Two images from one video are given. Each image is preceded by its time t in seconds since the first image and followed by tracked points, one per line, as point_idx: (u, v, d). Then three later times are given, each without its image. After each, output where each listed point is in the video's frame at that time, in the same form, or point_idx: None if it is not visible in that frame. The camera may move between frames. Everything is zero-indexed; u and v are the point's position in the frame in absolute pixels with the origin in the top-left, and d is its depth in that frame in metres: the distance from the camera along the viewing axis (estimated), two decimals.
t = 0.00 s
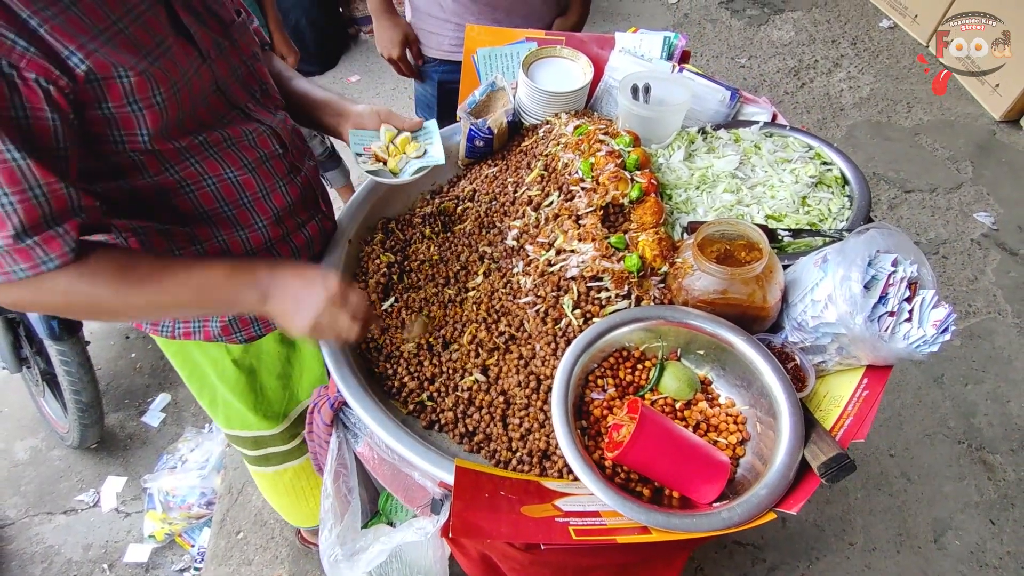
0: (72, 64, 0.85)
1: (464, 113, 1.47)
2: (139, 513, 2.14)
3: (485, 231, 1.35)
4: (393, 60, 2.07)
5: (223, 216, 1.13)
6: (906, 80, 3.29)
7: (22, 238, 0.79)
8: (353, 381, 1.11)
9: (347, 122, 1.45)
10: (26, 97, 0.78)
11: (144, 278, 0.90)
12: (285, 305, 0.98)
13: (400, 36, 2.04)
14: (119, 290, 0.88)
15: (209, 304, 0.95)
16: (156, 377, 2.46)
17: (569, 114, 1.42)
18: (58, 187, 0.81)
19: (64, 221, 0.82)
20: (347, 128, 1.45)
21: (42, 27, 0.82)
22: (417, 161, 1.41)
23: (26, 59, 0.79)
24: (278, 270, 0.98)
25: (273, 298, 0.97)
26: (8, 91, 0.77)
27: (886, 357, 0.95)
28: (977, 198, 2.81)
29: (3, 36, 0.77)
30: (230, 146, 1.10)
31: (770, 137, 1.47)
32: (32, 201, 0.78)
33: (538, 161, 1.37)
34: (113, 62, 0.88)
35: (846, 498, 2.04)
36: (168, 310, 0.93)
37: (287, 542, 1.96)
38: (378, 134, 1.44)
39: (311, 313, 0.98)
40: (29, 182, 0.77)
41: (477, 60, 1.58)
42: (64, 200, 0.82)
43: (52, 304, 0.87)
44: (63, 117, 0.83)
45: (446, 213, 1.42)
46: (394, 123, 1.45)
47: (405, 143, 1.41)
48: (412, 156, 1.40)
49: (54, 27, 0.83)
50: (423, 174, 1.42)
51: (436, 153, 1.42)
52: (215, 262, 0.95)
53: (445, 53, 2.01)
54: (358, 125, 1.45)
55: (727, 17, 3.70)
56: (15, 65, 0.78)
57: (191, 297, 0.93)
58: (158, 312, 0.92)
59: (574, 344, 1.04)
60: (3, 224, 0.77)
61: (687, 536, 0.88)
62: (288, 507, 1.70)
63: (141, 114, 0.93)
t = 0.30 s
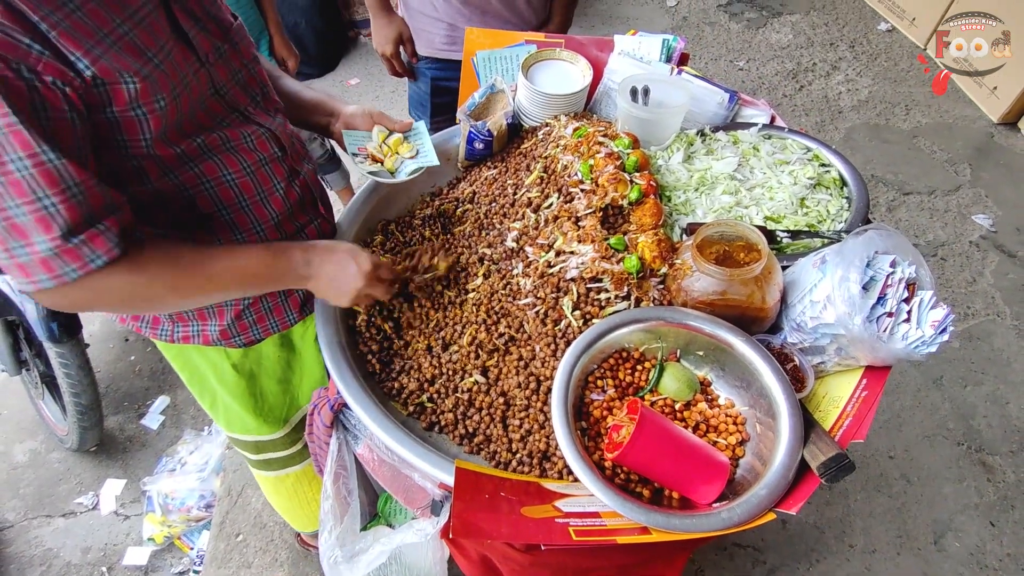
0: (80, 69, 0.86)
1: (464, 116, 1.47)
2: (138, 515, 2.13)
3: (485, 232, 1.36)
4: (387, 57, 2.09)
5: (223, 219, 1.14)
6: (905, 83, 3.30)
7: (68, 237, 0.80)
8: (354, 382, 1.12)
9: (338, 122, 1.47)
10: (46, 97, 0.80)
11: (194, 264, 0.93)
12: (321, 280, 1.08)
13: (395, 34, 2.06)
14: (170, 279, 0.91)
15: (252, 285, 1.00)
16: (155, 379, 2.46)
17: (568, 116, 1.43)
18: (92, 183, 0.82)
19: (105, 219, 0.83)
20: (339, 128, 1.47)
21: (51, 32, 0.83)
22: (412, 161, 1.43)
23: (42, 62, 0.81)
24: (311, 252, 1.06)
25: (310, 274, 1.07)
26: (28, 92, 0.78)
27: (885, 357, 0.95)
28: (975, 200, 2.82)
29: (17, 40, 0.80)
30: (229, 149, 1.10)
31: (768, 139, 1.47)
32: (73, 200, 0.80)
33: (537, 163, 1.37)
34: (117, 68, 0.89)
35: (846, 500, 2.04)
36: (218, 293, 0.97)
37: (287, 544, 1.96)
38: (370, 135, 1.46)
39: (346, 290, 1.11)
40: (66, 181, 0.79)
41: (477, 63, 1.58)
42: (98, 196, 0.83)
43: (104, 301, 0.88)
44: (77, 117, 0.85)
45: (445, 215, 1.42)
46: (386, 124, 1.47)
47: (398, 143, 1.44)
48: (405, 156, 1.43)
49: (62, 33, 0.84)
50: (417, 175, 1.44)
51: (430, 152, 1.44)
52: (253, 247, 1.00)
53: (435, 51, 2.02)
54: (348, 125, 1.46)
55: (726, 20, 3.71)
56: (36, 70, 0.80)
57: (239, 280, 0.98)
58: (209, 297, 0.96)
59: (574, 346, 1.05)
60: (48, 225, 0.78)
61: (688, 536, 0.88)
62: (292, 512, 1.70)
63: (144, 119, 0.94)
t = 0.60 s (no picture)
0: (99, 60, 0.87)
1: (463, 120, 1.48)
2: (137, 520, 2.13)
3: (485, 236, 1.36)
4: (384, 61, 2.13)
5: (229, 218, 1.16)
6: (903, 87, 3.31)
7: (124, 224, 0.80)
8: (354, 387, 1.11)
9: (334, 118, 1.49)
10: (72, 84, 0.80)
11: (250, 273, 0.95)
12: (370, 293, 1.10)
13: (392, 39, 2.09)
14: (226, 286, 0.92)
15: (302, 297, 1.02)
16: (155, 383, 2.46)
17: (568, 121, 1.43)
18: (134, 166, 0.82)
19: (150, 205, 0.84)
20: (335, 124, 1.49)
21: (68, 24, 0.83)
22: (409, 151, 1.44)
23: (64, 52, 0.81)
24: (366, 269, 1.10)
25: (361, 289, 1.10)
26: (57, 81, 0.78)
27: (884, 361, 0.96)
28: (975, 203, 2.82)
29: (38, 32, 0.80)
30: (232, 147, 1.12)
31: (767, 143, 1.48)
32: (118, 183, 0.80)
33: (537, 168, 1.38)
34: (133, 59, 0.90)
35: (845, 504, 2.04)
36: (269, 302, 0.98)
37: (287, 549, 1.96)
38: (366, 128, 1.48)
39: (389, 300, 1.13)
40: (109, 165, 0.79)
41: (476, 68, 1.59)
42: (141, 179, 0.83)
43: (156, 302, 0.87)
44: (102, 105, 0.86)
45: (445, 220, 1.43)
46: (382, 117, 1.50)
47: (395, 134, 1.46)
48: (403, 147, 1.45)
49: (78, 26, 0.84)
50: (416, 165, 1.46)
51: (427, 143, 1.46)
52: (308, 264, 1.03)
53: (433, 55, 2.02)
54: (345, 120, 1.49)
55: (725, 24, 3.72)
56: (59, 60, 0.80)
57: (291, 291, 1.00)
58: (259, 307, 0.98)
59: (574, 350, 1.05)
60: (102, 213, 0.79)
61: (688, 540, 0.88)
62: (294, 514, 1.70)
63: (162, 113, 0.95)
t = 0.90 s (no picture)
0: (84, 75, 0.87)
1: (463, 123, 1.47)
2: (136, 524, 2.13)
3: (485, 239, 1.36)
4: (382, 62, 2.11)
5: (231, 219, 1.15)
6: (902, 89, 3.31)
7: (42, 252, 0.80)
8: (352, 391, 1.11)
9: (331, 123, 1.48)
10: (39, 109, 0.79)
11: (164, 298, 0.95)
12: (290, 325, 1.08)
13: (391, 40, 2.08)
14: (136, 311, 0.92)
15: (222, 323, 1.02)
16: (155, 386, 2.46)
17: (568, 124, 1.43)
18: (76, 199, 0.82)
19: (83, 238, 0.84)
20: (332, 129, 1.48)
21: (53, 41, 0.83)
22: (404, 160, 1.43)
23: (39, 72, 0.80)
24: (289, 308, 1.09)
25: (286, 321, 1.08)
26: (19, 103, 0.77)
27: (884, 365, 0.95)
28: (974, 206, 2.82)
29: (15, 51, 0.79)
30: (235, 149, 1.13)
31: (767, 146, 1.48)
32: (52, 214, 0.80)
33: (537, 171, 1.37)
34: (121, 70, 0.90)
35: (846, 507, 2.03)
36: (184, 326, 0.98)
37: (286, 553, 1.95)
38: (363, 135, 1.46)
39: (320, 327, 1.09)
40: (47, 196, 0.79)
41: (476, 71, 1.59)
42: (80, 214, 0.83)
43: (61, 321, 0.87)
44: (70, 134, 0.84)
45: (445, 223, 1.43)
46: (379, 125, 1.48)
47: (390, 143, 1.43)
48: (398, 155, 1.43)
49: (65, 40, 0.84)
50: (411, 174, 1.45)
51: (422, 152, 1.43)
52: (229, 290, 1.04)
53: (431, 57, 2.02)
54: (342, 126, 1.48)
55: (724, 27, 3.73)
56: (32, 80, 0.79)
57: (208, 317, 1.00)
58: (170, 330, 0.97)
59: (573, 353, 1.05)
60: (21, 238, 0.79)
61: (688, 545, 0.87)
62: (295, 516, 1.70)
63: (147, 119, 0.96)
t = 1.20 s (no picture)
0: (69, 106, 0.89)
1: (463, 127, 1.48)
2: (136, 528, 2.12)
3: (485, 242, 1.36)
4: (386, 64, 2.15)
5: (229, 226, 1.16)
6: (902, 92, 3.31)
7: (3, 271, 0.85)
8: (352, 394, 1.11)
9: (337, 125, 1.48)
10: (8, 145, 0.83)
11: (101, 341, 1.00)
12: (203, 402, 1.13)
13: (394, 42, 2.10)
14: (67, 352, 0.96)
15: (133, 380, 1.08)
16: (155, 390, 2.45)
17: (568, 127, 1.43)
18: (22, 233, 0.85)
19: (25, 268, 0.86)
20: (337, 131, 1.48)
21: (34, 76, 0.86)
22: (406, 168, 1.42)
23: (13, 109, 0.83)
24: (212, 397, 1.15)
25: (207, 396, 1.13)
26: None
27: (886, 368, 0.95)
28: (974, 208, 2.82)
29: None
30: (231, 158, 1.13)
31: (767, 149, 1.48)
32: None
33: (537, 174, 1.37)
34: (104, 96, 0.92)
35: (848, 510, 2.03)
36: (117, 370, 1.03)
37: (286, 556, 1.95)
38: (367, 139, 1.46)
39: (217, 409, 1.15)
40: None
41: (476, 75, 1.59)
42: (27, 246, 0.86)
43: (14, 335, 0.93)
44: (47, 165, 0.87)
45: (445, 226, 1.43)
46: (384, 128, 1.48)
47: (395, 148, 1.43)
48: (401, 163, 1.42)
49: (46, 73, 0.87)
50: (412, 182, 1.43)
51: (424, 160, 1.42)
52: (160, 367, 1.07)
53: (433, 59, 2.02)
54: (347, 128, 1.48)
55: (723, 30, 3.74)
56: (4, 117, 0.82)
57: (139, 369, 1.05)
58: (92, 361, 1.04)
59: (574, 357, 1.04)
60: None
61: (690, 550, 0.87)
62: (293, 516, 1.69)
63: (136, 138, 0.97)
